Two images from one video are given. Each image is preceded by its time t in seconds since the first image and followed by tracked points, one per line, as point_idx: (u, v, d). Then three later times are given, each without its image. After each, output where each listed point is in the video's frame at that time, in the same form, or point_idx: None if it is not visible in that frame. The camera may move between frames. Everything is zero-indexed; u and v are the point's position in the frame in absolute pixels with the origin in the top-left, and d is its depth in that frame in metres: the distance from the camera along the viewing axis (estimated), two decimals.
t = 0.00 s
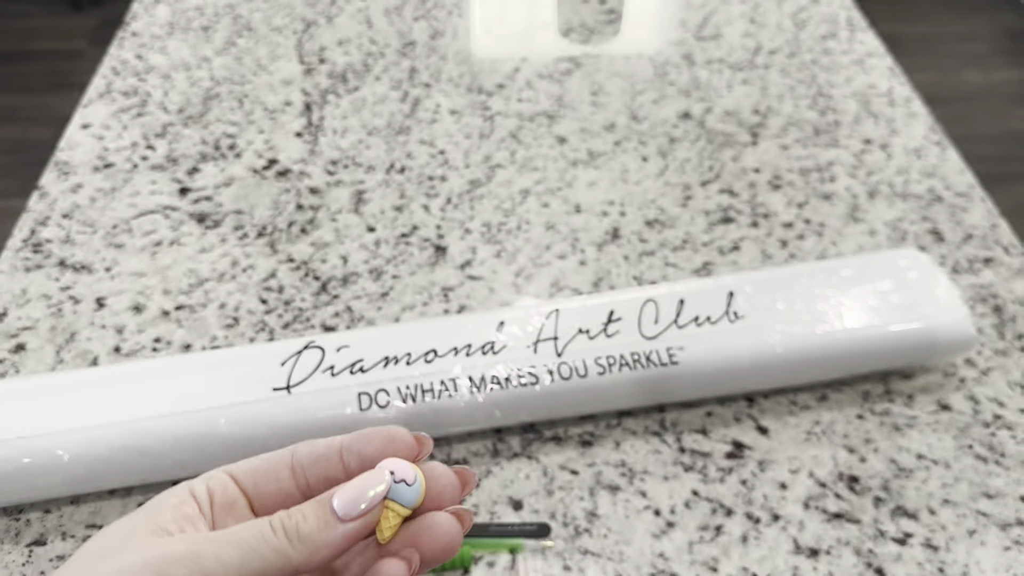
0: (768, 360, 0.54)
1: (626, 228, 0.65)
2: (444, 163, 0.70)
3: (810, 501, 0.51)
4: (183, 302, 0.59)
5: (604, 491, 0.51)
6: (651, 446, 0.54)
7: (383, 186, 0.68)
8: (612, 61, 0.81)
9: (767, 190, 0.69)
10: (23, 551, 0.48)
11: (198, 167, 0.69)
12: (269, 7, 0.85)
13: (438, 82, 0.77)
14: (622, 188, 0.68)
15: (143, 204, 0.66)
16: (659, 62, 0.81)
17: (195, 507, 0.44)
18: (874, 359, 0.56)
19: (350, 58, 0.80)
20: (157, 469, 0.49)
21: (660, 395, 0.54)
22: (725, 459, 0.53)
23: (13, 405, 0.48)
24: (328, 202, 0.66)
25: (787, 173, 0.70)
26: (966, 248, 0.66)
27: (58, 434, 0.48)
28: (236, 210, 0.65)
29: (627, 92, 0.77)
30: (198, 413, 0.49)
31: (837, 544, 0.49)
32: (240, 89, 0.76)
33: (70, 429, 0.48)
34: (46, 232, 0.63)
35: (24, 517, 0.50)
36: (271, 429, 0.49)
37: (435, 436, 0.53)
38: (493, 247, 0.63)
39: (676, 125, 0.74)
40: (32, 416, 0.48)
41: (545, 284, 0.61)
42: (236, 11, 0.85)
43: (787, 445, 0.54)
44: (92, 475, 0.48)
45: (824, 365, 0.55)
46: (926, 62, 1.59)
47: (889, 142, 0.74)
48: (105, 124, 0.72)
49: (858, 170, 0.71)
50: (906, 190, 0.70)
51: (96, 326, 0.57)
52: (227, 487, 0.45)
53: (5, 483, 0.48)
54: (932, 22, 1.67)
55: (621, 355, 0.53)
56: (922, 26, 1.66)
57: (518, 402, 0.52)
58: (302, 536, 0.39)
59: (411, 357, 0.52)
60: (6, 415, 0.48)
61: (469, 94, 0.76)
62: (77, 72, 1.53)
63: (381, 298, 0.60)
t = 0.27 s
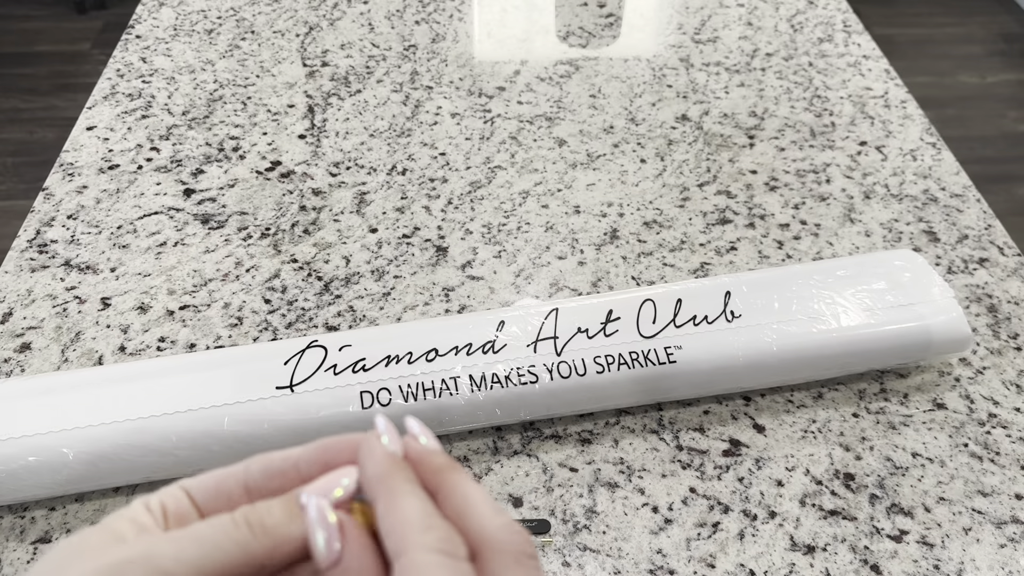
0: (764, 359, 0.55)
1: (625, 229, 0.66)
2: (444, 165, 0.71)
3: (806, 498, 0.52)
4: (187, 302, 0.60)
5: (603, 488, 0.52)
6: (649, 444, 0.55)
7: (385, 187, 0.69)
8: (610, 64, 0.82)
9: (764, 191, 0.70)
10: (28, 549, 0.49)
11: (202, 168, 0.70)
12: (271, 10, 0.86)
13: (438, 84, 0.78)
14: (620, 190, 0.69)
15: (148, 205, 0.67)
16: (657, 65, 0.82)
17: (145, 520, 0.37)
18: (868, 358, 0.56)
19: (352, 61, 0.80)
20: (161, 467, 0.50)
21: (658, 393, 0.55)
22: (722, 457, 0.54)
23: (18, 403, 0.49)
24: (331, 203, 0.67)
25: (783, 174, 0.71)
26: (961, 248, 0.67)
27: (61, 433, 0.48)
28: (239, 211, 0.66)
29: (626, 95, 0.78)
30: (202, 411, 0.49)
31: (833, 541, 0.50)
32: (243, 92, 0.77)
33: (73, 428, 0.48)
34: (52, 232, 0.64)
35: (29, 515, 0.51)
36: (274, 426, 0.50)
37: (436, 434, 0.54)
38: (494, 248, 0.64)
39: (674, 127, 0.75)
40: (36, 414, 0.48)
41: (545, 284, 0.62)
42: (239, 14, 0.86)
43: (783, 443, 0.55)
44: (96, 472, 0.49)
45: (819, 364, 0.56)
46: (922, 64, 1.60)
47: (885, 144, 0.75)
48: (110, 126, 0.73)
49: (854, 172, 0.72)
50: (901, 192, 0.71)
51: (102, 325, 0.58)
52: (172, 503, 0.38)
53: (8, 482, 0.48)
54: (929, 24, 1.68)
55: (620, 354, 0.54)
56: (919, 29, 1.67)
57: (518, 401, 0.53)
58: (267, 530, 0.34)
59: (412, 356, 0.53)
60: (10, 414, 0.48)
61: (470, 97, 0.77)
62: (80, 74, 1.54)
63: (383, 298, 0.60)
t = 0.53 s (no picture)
0: (765, 359, 0.55)
1: (625, 229, 0.66)
2: (445, 165, 0.71)
3: (806, 498, 0.52)
4: (187, 302, 0.60)
5: (603, 488, 0.52)
6: (649, 444, 0.55)
7: (385, 187, 0.69)
8: (610, 64, 0.82)
9: (764, 191, 0.70)
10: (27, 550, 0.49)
11: (202, 168, 0.70)
12: (272, 10, 0.86)
13: (439, 85, 0.78)
14: (620, 190, 0.69)
15: (148, 205, 0.67)
16: (657, 65, 0.82)
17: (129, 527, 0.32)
18: (868, 358, 0.56)
19: (352, 61, 0.81)
20: (161, 467, 0.50)
21: (658, 393, 0.55)
22: (722, 457, 0.54)
23: (18, 403, 0.49)
24: (331, 203, 0.67)
25: (783, 174, 0.71)
26: (961, 248, 0.67)
27: (61, 434, 0.48)
28: (240, 211, 0.66)
29: (626, 95, 0.78)
30: (202, 412, 0.50)
31: (833, 541, 0.50)
32: (243, 92, 0.77)
33: (73, 428, 0.48)
34: (52, 232, 0.64)
35: (30, 515, 0.51)
36: (274, 426, 0.50)
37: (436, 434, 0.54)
38: (494, 248, 0.64)
39: (674, 127, 0.75)
40: (36, 414, 0.49)
41: (545, 284, 0.62)
42: (240, 14, 0.86)
43: (783, 443, 0.55)
44: (96, 472, 0.49)
45: (820, 364, 0.56)
46: (922, 64, 1.60)
47: (884, 144, 0.75)
48: (110, 126, 0.73)
49: (853, 172, 0.72)
50: (901, 192, 0.71)
51: (102, 325, 0.58)
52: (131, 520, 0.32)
53: (8, 483, 0.48)
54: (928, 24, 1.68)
55: (620, 354, 0.54)
56: (918, 29, 1.68)
57: (518, 400, 0.53)
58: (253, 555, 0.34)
59: (412, 356, 0.53)
60: (10, 414, 0.48)
61: (470, 97, 0.77)
62: (81, 74, 1.54)
63: (383, 297, 0.61)
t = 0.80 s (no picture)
0: (765, 359, 0.55)
1: (625, 229, 0.66)
2: (445, 165, 0.71)
3: (806, 498, 0.52)
4: (187, 302, 0.60)
5: (603, 488, 0.52)
6: (649, 444, 0.55)
7: (385, 187, 0.69)
8: (610, 64, 0.82)
9: (764, 191, 0.70)
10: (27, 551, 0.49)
11: (203, 168, 0.70)
12: (272, 10, 0.86)
13: (439, 85, 0.78)
14: (620, 190, 0.69)
15: (148, 205, 0.67)
16: (657, 65, 0.82)
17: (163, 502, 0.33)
18: (868, 358, 0.56)
19: (352, 61, 0.81)
20: (161, 467, 0.50)
21: (658, 393, 0.55)
22: (722, 457, 0.54)
23: (19, 403, 0.49)
24: (331, 203, 0.67)
25: (783, 174, 0.71)
26: (961, 248, 0.67)
27: (61, 433, 0.48)
28: (240, 211, 0.66)
29: (626, 95, 0.78)
30: (202, 412, 0.50)
31: (833, 541, 0.50)
32: (243, 92, 0.77)
33: (74, 428, 0.48)
34: (52, 232, 0.64)
35: (29, 515, 0.51)
36: (274, 426, 0.50)
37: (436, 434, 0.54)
38: (494, 248, 0.64)
39: (673, 127, 0.75)
40: (37, 414, 0.49)
41: (545, 284, 0.62)
42: (240, 14, 0.86)
43: (783, 443, 0.55)
44: (96, 472, 0.49)
45: (820, 364, 0.56)
46: (922, 65, 1.60)
47: (884, 144, 0.75)
48: (110, 126, 0.73)
49: (853, 172, 0.72)
50: (901, 192, 0.71)
51: (102, 325, 0.58)
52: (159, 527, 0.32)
53: (8, 483, 0.48)
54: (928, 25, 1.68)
55: (620, 354, 0.54)
56: (918, 29, 1.68)
57: (518, 400, 0.53)
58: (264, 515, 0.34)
59: (412, 356, 0.53)
60: (10, 414, 0.48)
61: (470, 97, 0.77)
62: (81, 74, 1.54)
63: (383, 297, 0.61)
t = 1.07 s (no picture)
0: (764, 359, 0.55)
1: (625, 229, 0.66)
2: (445, 164, 0.71)
3: (806, 498, 0.52)
4: (187, 302, 0.60)
5: (603, 488, 0.52)
6: (649, 444, 0.55)
7: (386, 187, 0.69)
8: (610, 64, 0.82)
9: (764, 191, 0.70)
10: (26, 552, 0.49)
11: (203, 168, 0.70)
12: (272, 10, 0.86)
13: (439, 85, 0.78)
14: (620, 190, 0.69)
15: (148, 205, 0.67)
16: (657, 65, 0.82)
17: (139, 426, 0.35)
18: (868, 358, 0.56)
19: (352, 61, 0.81)
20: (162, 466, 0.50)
21: (658, 393, 0.55)
22: (722, 457, 0.54)
23: (19, 403, 0.49)
24: (331, 203, 0.67)
25: (783, 174, 0.71)
26: (961, 248, 0.67)
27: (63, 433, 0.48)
28: (240, 211, 0.66)
29: (626, 95, 0.78)
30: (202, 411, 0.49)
31: (833, 541, 0.50)
32: (243, 92, 0.77)
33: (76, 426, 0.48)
34: (53, 232, 0.64)
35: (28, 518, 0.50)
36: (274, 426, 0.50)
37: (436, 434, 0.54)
38: (494, 248, 0.64)
39: (673, 127, 0.75)
40: (38, 414, 0.48)
41: (545, 284, 0.62)
42: (240, 14, 0.86)
43: (783, 443, 0.55)
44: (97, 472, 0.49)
45: (820, 364, 0.56)
46: (922, 64, 1.60)
47: (884, 144, 0.75)
48: (110, 126, 0.73)
49: (853, 172, 0.72)
50: (901, 192, 0.71)
51: (102, 325, 0.58)
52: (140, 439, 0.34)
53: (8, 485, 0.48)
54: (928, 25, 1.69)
55: (620, 354, 0.54)
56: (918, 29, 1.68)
57: (518, 400, 0.53)
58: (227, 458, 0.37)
59: (412, 356, 0.53)
60: (9, 414, 0.48)
61: (470, 97, 0.77)
62: (81, 74, 1.54)
63: (383, 298, 0.61)
